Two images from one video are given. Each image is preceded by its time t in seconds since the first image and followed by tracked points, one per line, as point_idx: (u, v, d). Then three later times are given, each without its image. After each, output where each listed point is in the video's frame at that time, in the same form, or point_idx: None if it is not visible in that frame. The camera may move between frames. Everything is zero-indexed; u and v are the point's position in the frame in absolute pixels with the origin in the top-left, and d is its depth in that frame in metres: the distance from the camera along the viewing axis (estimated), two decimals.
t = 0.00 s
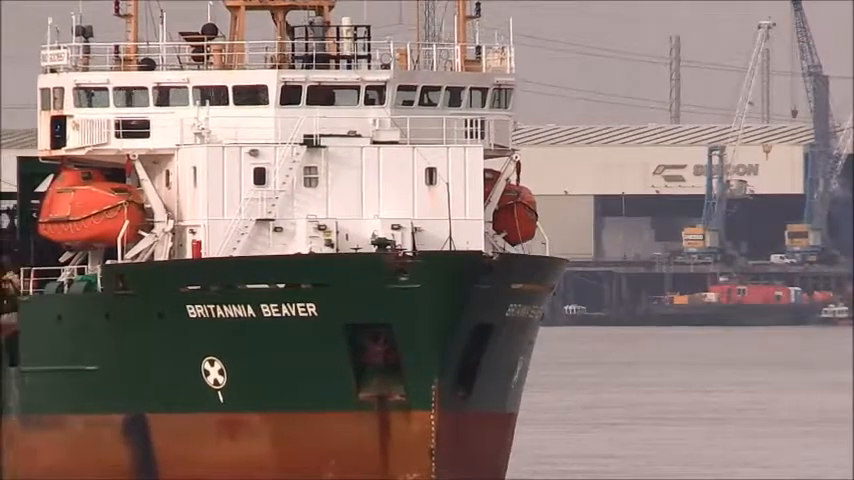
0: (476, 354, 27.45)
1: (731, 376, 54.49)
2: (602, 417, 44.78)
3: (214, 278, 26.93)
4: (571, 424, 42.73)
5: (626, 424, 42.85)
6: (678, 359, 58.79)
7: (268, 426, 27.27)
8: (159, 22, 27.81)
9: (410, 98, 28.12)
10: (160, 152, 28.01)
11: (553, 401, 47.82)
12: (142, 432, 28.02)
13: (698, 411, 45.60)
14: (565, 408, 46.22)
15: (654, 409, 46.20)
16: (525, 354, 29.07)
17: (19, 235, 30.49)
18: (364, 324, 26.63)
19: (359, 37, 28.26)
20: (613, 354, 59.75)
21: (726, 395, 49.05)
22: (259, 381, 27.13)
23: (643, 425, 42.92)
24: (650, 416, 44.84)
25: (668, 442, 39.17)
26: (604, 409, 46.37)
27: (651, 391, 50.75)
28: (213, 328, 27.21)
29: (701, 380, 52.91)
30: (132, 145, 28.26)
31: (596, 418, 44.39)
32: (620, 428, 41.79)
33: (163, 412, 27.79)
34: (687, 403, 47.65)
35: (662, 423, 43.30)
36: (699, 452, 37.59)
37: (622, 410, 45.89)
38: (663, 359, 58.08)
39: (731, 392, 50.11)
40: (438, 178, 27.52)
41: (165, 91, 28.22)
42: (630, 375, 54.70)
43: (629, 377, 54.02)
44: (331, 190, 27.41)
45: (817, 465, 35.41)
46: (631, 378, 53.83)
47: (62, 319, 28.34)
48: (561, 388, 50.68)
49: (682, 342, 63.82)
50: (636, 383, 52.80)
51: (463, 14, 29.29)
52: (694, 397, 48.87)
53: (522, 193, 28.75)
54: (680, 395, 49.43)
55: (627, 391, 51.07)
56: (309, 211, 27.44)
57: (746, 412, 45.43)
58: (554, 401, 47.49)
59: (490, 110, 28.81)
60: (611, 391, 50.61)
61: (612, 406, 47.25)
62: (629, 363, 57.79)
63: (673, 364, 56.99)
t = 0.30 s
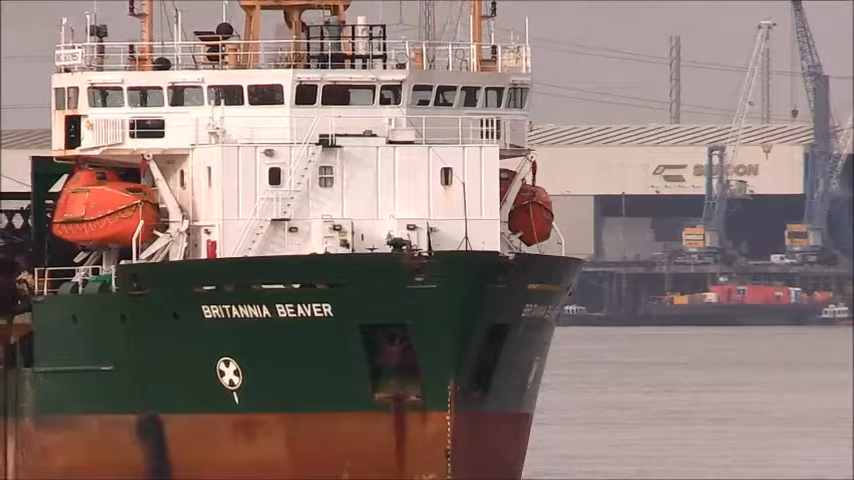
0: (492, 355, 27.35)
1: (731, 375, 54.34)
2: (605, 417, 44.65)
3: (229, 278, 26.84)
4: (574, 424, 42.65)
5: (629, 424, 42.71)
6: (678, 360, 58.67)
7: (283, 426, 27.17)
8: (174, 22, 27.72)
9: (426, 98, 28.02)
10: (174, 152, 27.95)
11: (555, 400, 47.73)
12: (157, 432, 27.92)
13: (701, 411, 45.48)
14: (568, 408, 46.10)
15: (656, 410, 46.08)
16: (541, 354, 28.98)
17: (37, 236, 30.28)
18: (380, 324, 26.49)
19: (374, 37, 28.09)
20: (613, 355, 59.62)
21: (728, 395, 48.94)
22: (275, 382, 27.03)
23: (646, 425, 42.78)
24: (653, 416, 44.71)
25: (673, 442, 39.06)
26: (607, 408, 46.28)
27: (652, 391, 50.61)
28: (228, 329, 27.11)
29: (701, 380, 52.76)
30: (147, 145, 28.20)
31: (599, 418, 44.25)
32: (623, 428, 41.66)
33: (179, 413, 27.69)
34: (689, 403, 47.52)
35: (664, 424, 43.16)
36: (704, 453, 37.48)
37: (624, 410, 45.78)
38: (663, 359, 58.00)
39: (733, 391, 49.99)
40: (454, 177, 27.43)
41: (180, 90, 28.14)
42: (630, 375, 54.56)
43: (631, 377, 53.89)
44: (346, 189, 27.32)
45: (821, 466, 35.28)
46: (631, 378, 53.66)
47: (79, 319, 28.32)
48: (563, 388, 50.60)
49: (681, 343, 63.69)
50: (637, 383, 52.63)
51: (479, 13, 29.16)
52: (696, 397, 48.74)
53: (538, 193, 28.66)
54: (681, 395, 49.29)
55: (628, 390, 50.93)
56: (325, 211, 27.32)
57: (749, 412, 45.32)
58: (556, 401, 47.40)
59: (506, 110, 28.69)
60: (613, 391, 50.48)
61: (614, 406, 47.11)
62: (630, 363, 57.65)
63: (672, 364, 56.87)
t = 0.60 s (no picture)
0: (506, 355, 27.27)
1: (732, 375, 53.91)
2: (606, 417, 44.40)
3: (242, 277, 26.77)
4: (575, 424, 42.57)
5: (630, 424, 42.44)
6: (679, 360, 58.29)
7: (296, 426, 27.09)
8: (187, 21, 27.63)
9: (439, 97, 27.95)
10: (187, 151, 27.89)
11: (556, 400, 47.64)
12: (170, 432, 27.83)
13: (702, 411, 45.24)
14: (568, 407, 45.96)
15: (656, 410, 45.83)
16: (554, 354, 28.87)
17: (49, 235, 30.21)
18: (394, 324, 26.42)
19: (388, 36, 28.04)
20: (614, 355, 59.30)
21: (729, 395, 48.62)
22: (288, 381, 26.95)
23: (647, 425, 42.50)
24: (654, 416, 44.46)
25: (673, 442, 38.91)
26: (607, 408, 46.17)
27: (653, 391, 50.30)
28: (241, 328, 27.04)
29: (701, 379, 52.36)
30: (160, 144, 28.14)
31: (601, 418, 44.00)
32: (624, 428, 41.40)
33: (191, 413, 27.60)
34: (690, 403, 47.21)
35: (665, 424, 42.89)
36: (706, 453, 37.25)
37: (624, 410, 45.67)
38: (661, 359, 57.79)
39: (734, 392, 49.67)
40: (468, 177, 27.37)
41: (193, 90, 28.06)
42: (631, 374, 54.25)
43: (632, 377, 53.58)
44: (359, 188, 27.26)
45: (823, 467, 35.00)
46: (632, 378, 53.31)
47: (91, 318, 28.20)
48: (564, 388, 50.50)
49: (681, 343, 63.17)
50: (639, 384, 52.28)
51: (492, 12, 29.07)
52: (697, 398, 48.44)
53: (551, 193, 28.60)
54: (682, 395, 48.98)
55: (629, 391, 50.63)
56: (338, 211, 27.27)
57: (750, 413, 45.04)
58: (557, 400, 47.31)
59: (520, 109, 28.60)
60: (614, 391, 50.19)
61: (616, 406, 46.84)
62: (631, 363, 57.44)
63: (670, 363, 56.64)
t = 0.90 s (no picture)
0: (521, 355, 27.19)
1: (734, 375, 53.55)
2: (607, 417, 44.20)
3: (257, 277, 26.71)
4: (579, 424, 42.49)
5: (632, 424, 42.23)
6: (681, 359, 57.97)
7: (312, 426, 27.00)
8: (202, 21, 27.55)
9: (454, 97, 27.89)
10: (202, 150, 27.83)
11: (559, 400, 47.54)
12: (184, 433, 27.74)
13: (703, 411, 44.96)
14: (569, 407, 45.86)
15: (657, 409, 45.60)
16: (569, 355, 28.78)
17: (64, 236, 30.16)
18: (410, 325, 26.35)
19: (403, 35, 27.97)
20: (615, 355, 58.98)
21: (730, 395, 48.31)
22: (304, 381, 26.86)
23: (649, 425, 42.27)
24: (655, 415, 44.24)
25: (673, 441, 38.81)
26: (607, 407, 46.04)
27: (654, 391, 50.00)
28: (256, 329, 26.97)
29: (702, 379, 52.01)
30: (175, 144, 28.08)
31: (603, 417, 43.80)
32: (625, 428, 41.19)
33: (206, 414, 27.52)
34: (691, 402, 46.93)
35: (665, 424, 42.61)
36: (704, 453, 37.05)
37: (623, 410, 45.56)
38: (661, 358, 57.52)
39: (735, 392, 49.35)
40: (484, 177, 27.31)
41: (208, 89, 27.99)
42: (633, 374, 53.97)
43: (634, 376, 53.32)
44: (375, 187, 27.18)
45: (823, 468, 34.75)
46: (633, 378, 53.03)
47: (106, 318, 28.08)
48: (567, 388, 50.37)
49: (680, 342, 62.72)
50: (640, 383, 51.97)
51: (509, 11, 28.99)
52: (698, 397, 48.13)
53: (567, 193, 28.54)
54: (683, 395, 48.67)
55: (629, 391, 50.36)
56: (353, 211, 27.21)
57: (750, 412, 44.76)
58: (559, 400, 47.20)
59: (535, 109, 28.59)
60: (617, 391, 49.99)
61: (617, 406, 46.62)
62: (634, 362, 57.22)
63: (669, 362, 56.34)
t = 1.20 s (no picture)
0: (536, 355, 27.12)
1: (735, 375, 53.22)
2: (606, 417, 44.05)
3: (270, 277, 26.65)
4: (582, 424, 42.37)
5: (634, 424, 42.11)
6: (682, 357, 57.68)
7: (326, 427, 26.93)
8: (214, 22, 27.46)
9: (468, 96, 27.83)
10: (216, 150, 27.79)
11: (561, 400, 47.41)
12: (198, 433, 27.68)
13: (702, 411, 44.72)
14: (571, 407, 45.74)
15: (657, 409, 45.44)
16: (584, 354, 28.70)
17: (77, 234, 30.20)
18: (423, 325, 26.29)
19: (416, 35, 27.91)
20: (617, 355, 58.71)
21: (730, 396, 48.06)
22: (317, 381, 26.79)
23: (651, 425, 42.15)
24: (656, 415, 44.08)
25: (674, 441, 38.69)
26: (609, 408, 45.89)
27: (656, 390, 49.78)
28: (270, 329, 26.90)
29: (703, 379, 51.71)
30: (188, 144, 28.04)
31: (605, 417, 43.66)
32: (628, 427, 41.08)
33: (220, 414, 27.46)
34: (691, 402, 46.70)
35: (666, 423, 42.39)
36: (701, 453, 36.91)
37: (623, 410, 45.42)
38: (660, 357, 57.24)
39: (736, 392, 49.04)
40: (498, 177, 27.24)
41: (221, 89, 27.96)
42: (636, 374, 53.69)
43: (636, 375, 53.11)
44: (389, 187, 27.14)
45: (826, 469, 34.58)
46: (635, 378, 52.77)
47: (119, 318, 28.02)
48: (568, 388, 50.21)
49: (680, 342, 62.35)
50: (641, 384, 51.71)
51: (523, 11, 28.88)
52: (699, 398, 47.85)
53: (580, 192, 28.48)
54: (685, 395, 48.44)
55: (631, 391, 50.17)
56: (367, 210, 27.16)
57: (748, 412, 44.52)
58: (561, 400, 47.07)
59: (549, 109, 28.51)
60: (619, 391, 49.81)
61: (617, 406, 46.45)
62: (635, 362, 57.00)
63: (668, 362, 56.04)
